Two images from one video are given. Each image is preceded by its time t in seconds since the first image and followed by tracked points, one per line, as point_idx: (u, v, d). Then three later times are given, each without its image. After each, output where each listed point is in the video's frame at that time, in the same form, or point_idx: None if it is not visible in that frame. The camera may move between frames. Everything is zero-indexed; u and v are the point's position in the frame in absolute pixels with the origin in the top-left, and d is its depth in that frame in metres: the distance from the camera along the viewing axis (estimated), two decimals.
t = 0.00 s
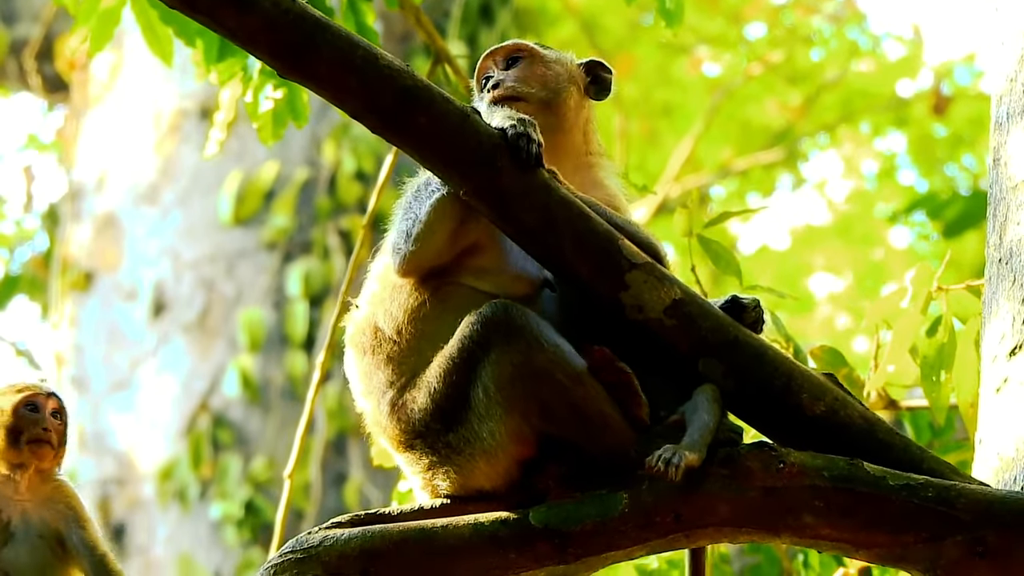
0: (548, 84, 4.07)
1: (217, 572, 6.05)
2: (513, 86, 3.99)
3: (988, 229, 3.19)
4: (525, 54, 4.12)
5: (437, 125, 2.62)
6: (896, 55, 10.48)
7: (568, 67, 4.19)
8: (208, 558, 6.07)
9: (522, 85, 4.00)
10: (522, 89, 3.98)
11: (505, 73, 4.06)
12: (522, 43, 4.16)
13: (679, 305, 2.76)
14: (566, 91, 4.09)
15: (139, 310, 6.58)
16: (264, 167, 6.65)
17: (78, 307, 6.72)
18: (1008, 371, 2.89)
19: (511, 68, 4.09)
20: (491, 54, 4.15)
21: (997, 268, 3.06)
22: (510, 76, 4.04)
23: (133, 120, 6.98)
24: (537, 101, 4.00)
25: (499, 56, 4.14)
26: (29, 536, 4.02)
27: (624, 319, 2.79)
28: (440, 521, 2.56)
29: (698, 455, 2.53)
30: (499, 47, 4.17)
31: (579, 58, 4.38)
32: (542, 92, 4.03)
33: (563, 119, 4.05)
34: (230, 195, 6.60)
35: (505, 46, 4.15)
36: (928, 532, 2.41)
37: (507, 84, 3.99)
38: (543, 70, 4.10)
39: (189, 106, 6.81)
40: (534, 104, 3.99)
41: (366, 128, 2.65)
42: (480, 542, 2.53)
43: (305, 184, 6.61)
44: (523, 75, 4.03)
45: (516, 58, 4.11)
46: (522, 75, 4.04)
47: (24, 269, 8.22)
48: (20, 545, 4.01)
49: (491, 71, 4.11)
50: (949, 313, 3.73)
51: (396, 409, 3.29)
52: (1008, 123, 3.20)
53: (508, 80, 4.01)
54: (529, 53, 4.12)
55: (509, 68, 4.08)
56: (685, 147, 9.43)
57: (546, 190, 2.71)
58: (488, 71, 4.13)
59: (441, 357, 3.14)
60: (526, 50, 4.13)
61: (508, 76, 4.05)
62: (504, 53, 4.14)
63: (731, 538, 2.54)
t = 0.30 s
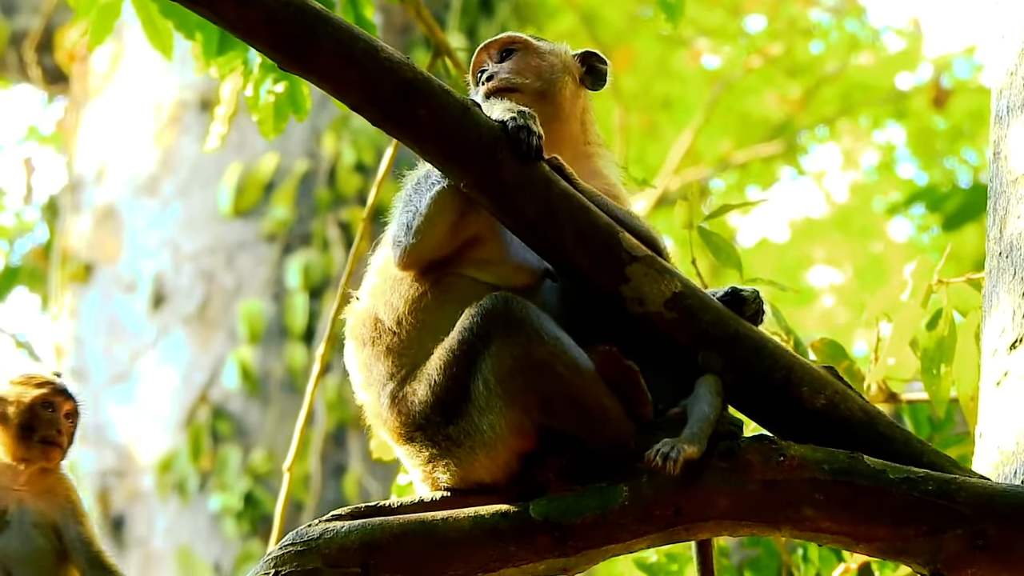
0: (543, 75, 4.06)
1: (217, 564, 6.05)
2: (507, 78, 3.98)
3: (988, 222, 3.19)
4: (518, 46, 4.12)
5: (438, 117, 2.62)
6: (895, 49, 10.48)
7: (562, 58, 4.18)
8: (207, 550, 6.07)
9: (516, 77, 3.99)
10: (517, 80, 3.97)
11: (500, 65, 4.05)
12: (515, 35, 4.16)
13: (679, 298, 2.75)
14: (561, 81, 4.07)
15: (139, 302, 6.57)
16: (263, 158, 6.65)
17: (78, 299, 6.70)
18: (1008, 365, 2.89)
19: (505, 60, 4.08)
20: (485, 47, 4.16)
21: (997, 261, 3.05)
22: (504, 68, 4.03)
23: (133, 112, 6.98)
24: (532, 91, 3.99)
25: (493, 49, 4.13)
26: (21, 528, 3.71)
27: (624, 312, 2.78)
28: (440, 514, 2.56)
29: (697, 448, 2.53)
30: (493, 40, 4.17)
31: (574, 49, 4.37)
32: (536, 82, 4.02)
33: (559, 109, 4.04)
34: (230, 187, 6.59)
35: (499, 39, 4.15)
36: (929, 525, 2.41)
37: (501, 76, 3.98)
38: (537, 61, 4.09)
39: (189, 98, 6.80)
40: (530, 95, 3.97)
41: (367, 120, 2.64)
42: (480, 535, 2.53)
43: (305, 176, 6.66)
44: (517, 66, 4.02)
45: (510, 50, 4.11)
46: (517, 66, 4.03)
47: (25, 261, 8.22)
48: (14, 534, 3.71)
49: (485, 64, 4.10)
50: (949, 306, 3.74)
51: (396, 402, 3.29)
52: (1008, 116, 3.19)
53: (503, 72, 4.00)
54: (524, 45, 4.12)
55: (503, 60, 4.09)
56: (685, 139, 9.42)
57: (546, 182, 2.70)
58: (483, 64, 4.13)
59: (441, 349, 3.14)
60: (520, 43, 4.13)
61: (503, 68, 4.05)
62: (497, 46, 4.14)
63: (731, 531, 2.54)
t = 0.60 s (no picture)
0: (540, 72, 4.06)
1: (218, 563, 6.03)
2: (504, 76, 3.98)
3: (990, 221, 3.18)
4: (515, 45, 4.14)
5: (439, 117, 2.61)
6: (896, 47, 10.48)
7: (559, 55, 4.19)
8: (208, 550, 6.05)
9: (513, 76, 4.00)
10: (514, 78, 3.98)
11: (497, 65, 4.07)
12: (512, 34, 4.17)
13: (681, 297, 2.75)
14: (558, 78, 4.08)
15: (140, 301, 6.53)
16: (264, 157, 6.69)
17: (79, 298, 6.64)
18: (1010, 364, 2.89)
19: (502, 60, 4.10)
20: (482, 48, 4.18)
21: (998, 260, 3.05)
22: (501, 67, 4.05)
23: (133, 112, 6.98)
24: (530, 89, 3.99)
25: (490, 49, 4.16)
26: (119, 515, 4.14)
27: (625, 311, 2.78)
28: (441, 513, 2.57)
29: (698, 443, 2.53)
30: (490, 40, 4.20)
31: (572, 48, 4.39)
32: (533, 79, 4.03)
33: (558, 106, 4.04)
34: (232, 186, 6.60)
35: (496, 39, 4.17)
36: (931, 524, 2.40)
37: (498, 75, 3.99)
38: (535, 59, 4.10)
39: (190, 96, 6.82)
40: (528, 93, 3.97)
41: (369, 120, 2.64)
42: (481, 534, 2.53)
43: (306, 175, 6.70)
44: (515, 65, 4.04)
45: (506, 50, 4.13)
46: (514, 65, 4.05)
47: (26, 259, 8.24)
48: (101, 524, 4.12)
49: (483, 64, 4.13)
50: (950, 305, 3.74)
51: (398, 400, 3.29)
52: (1010, 115, 3.19)
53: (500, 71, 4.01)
54: (520, 44, 4.14)
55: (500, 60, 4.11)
56: (687, 139, 9.41)
57: (547, 182, 2.70)
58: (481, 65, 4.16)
59: (443, 348, 3.14)
60: (517, 42, 4.15)
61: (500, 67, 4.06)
62: (494, 46, 4.17)
63: (732, 530, 2.54)
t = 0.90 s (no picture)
0: (541, 78, 4.06)
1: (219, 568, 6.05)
2: (505, 82, 3.99)
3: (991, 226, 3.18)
4: (516, 51, 4.15)
5: (441, 121, 2.62)
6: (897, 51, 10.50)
7: (561, 60, 4.19)
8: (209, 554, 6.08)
9: (514, 81, 4.00)
10: (515, 83, 3.98)
11: (498, 71, 4.08)
12: (514, 40, 4.20)
13: (683, 301, 2.75)
14: (559, 82, 4.07)
15: (141, 305, 6.56)
16: (266, 162, 6.67)
17: (80, 302, 6.76)
18: (1011, 369, 2.89)
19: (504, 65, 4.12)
20: (483, 54, 4.20)
21: (1001, 265, 3.04)
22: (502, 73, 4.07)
23: (135, 116, 6.99)
24: (531, 94, 3.98)
25: (492, 55, 4.18)
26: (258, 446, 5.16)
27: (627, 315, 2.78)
28: (443, 517, 2.57)
29: (698, 450, 2.54)
30: (492, 46, 4.22)
31: (574, 53, 4.39)
32: (533, 84, 4.02)
33: (559, 110, 4.04)
34: (233, 191, 6.57)
35: (497, 45, 4.21)
36: (932, 529, 2.40)
37: (499, 81, 4.00)
38: (536, 64, 4.10)
39: (191, 101, 6.82)
40: (529, 98, 3.97)
41: (371, 124, 2.64)
42: (483, 538, 2.53)
43: (307, 179, 6.68)
44: (516, 71, 4.04)
45: (507, 56, 4.16)
46: (516, 71, 4.06)
47: (27, 263, 8.25)
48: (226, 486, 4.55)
49: (484, 70, 4.16)
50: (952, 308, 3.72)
51: (400, 405, 3.30)
52: (1011, 121, 3.19)
53: (502, 77, 4.02)
54: (521, 50, 4.15)
55: (501, 66, 4.13)
56: (688, 143, 9.41)
57: (550, 186, 2.70)
58: (482, 71, 4.17)
59: (445, 353, 3.14)
60: (518, 48, 4.16)
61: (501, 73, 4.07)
62: (496, 53, 4.19)
63: (734, 534, 2.54)
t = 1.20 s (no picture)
0: (543, 84, 4.07)
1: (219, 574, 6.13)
2: (507, 88, 3.99)
3: (992, 232, 3.18)
4: (518, 57, 4.16)
5: (441, 127, 2.62)
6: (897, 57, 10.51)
7: (562, 66, 4.20)
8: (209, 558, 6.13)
9: (516, 87, 4.01)
10: (517, 89, 3.99)
11: (500, 77, 4.09)
12: (515, 46, 4.20)
13: (684, 307, 2.75)
14: (561, 89, 4.08)
15: (142, 311, 6.57)
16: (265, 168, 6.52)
17: (81, 308, 6.75)
18: (1012, 375, 2.89)
19: (506, 71, 4.13)
20: (484, 59, 4.21)
21: (1002, 271, 3.04)
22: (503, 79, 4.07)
23: (135, 121, 7.00)
24: (532, 101, 3.99)
25: (493, 60, 4.18)
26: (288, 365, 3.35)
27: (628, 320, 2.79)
28: (444, 522, 2.57)
29: (700, 457, 2.54)
30: (494, 51, 4.22)
31: (575, 59, 4.41)
32: (535, 91, 4.03)
33: (560, 116, 4.04)
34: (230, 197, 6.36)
35: (498, 51, 4.20)
36: (934, 535, 2.40)
37: (501, 87, 4.00)
38: (538, 71, 4.11)
39: (192, 107, 6.83)
40: (530, 104, 3.98)
41: (372, 130, 2.65)
42: (485, 544, 2.53)
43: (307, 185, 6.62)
44: (518, 77, 4.05)
45: (509, 61, 4.16)
46: (517, 77, 4.06)
47: (28, 270, 8.27)
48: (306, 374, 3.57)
49: (486, 76, 4.16)
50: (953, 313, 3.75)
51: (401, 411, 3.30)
52: (1012, 127, 3.20)
53: (503, 83, 4.03)
54: (523, 56, 4.16)
55: (503, 72, 4.13)
56: (689, 149, 9.41)
57: (551, 193, 2.71)
58: (483, 77, 4.18)
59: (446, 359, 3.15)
60: (519, 54, 4.17)
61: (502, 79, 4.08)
62: (497, 57, 4.19)
63: (735, 540, 2.54)
